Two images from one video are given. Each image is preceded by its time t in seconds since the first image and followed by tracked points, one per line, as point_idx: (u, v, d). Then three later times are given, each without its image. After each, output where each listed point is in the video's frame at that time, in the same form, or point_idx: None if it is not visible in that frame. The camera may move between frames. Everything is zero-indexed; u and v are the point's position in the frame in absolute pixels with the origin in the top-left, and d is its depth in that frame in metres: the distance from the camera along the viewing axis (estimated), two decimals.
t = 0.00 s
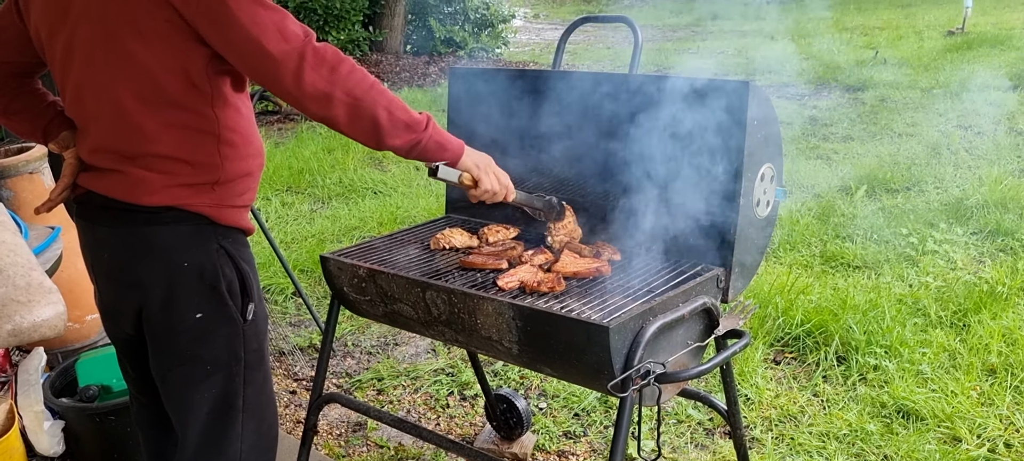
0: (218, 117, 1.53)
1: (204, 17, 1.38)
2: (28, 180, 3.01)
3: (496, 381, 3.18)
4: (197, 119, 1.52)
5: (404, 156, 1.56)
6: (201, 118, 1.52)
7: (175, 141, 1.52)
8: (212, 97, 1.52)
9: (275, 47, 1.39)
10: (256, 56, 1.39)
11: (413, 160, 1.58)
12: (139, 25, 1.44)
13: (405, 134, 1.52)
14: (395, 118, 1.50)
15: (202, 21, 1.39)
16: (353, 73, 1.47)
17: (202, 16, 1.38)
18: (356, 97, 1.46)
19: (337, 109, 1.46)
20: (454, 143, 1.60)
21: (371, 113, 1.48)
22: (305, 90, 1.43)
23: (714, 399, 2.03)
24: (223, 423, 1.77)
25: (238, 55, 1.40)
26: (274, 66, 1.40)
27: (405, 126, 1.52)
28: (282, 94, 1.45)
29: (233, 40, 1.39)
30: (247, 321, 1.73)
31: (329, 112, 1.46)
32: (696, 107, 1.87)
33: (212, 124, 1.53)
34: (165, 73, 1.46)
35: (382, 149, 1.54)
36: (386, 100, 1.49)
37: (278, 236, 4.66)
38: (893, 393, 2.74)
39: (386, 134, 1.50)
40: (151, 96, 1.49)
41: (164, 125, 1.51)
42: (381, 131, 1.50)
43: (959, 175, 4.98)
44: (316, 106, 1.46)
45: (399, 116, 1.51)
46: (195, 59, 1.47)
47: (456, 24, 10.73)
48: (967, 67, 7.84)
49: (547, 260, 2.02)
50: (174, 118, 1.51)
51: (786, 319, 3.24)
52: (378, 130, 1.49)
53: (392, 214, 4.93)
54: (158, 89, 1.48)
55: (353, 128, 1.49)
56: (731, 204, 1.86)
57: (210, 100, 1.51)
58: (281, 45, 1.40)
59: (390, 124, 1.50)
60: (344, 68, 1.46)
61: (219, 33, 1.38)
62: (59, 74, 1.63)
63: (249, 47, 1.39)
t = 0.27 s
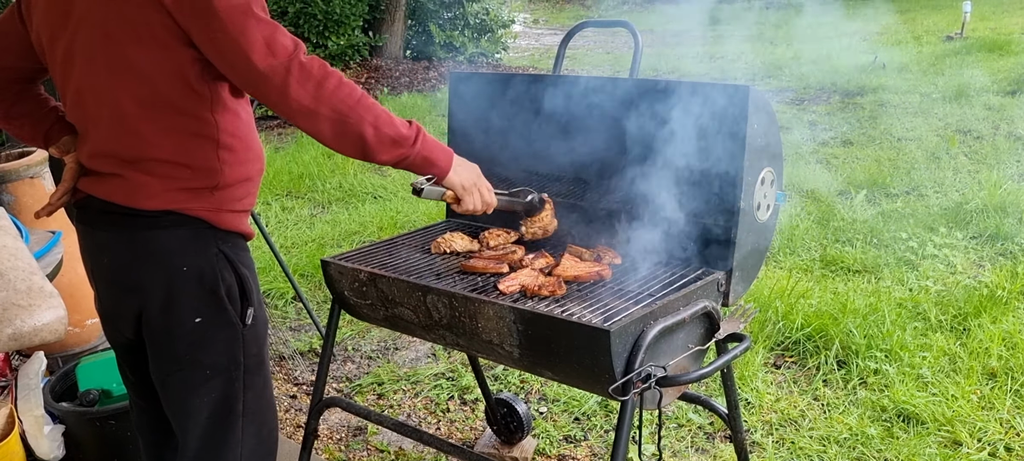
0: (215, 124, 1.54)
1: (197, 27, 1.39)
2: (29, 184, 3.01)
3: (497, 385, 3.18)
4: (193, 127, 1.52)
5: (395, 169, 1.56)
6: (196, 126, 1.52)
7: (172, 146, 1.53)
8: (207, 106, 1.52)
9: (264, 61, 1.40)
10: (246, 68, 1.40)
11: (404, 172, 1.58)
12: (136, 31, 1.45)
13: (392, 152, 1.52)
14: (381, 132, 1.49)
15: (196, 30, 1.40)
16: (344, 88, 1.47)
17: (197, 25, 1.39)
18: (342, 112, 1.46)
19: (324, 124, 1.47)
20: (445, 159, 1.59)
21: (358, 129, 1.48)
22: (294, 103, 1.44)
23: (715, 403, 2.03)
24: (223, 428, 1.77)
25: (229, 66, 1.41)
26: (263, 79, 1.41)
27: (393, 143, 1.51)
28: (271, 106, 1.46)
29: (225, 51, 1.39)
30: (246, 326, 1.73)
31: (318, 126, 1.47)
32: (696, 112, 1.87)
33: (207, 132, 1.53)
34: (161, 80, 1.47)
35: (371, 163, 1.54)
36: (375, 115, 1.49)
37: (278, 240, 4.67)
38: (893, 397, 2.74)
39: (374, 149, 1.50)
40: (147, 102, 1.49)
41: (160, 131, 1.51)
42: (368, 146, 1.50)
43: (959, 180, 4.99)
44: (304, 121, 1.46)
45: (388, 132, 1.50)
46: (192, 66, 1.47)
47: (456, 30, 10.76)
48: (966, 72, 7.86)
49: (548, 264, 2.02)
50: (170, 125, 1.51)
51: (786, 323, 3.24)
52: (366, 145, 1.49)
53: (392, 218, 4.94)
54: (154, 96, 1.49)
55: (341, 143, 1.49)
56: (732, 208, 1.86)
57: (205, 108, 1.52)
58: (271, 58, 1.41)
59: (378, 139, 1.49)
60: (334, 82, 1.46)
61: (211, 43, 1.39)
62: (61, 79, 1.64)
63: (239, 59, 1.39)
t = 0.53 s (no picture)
0: (218, 131, 1.54)
1: (203, 35, 1.39)
2: (31, 186, 3.01)
3: (498, 387, 3.18)
4: (196, 134, 1.53)
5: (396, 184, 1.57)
6: (199, 133, 1.53)
7: (174, 151, 1.53)
8: (211, 114, 1.52)
9: (271, 74, 1.40)
10: (252, 80, 1.41)
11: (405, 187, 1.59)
12: (143, 37, 1.45)
13: (392, 170, 1.53)
14: (384, 150, 1.51)
15: (204, 39, 1.40)
16: (349, 104, 1.47)
17: (204, 35, 1.39)
18: (347, 129, 1.47)
19: (326, 139, 1.47)
20: (446, 179, 1.60)
21: (360, 146, 1.49)
22: (298, 116, 1.44)
23: (716, 405, 2.04)
24: (223, 431, 1.77)
25: (235, 77, 1.42)
26: (268, 91, 1.42)
27: (395, 160, 1.52)
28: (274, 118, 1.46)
29: (232, 63, 1.40)
30: (246, 329, 1.73)
31: (320, 140, 1.47)
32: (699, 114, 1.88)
33: (210, 140, 1.54)
34: (165, 87, 1.48)
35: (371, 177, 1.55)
36: (379, 133, 1.50)
37: (279, 243, 4.67)
38: (894, 399, 2.75)
39: (375, 166, 1.51)
40: (152, 108, 1.50)
41: (163, 137, 1.52)
42: (369, 162, 1.51)
43: (959, 183, 4.99)
44: (307, 134, 1.46)
45: (390, 150, 1.51)
46: (199, 75, 1.48)
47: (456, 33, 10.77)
48: (966, 75, 7.87)
49: (550, 266, 2.03)
50: (173, 131, 1.52)
51: (787, 325, 3.25)
52: (367, 161, 1.51)
53: (393, 221, 4.95)
54: (158, 101, 1.49)
55: (342, 158, 1.50)
56: (733, 211, 1.87)
57: (209, 116, 1.52)
58: (278, 72, 1.41)
59: (379, 156, 1.51)
60: (340, 98, 1.47)
61: (219, 53, 1.39)
62: (64, 79, 1.64)
63: (246, 71, 1.40)
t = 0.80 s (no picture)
0: (224, 131, 1.54)
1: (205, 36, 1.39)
2: (35, 186, 3.02)
3: (499, 388, 3.18)
4: (200, 134, 1.53)
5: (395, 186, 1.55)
6: (204, 134, 1.53)
7: (180, 151, 1.54)
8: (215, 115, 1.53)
9: (268, 76, 1.39)
10: (250, 82, 1.40)
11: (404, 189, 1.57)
12: (148, 38, 1.46)
13: (392, 172, 1.51)
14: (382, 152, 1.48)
15: (207, 40, 1.40)
16: (347, 107, 1.45)
17: (207, 36, 1.39)
18: (344, 131, 1.45)
19: (324, 142, 1.46)
20: (448, 182, 1.58)
21: (357, 150, 1.47)
22: (296, 119, 1.43)
23: (719, 405, 2.05)
24: (229, 430, 1.77)
25: (236, 79, 1.42)
26: (266, 94, 1.41)
27: (393, 163, 1.50)
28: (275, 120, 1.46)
29: (233, 65, 1.40)
30: (253, 329, 1.73)
31: (319, 143, 1.46)
32: (702, 115, 1.89)
33: (215, 140, 1.55)
34: (170, 87, 1.48)
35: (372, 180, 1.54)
36: (377, 136, 1.48)
37: (281, 244, 4.68)
38: (896, 401, 2.75)
39: (373, 169, 1.49)
40: (157, 109, 1.50)
41: (168, 137, 1.52)
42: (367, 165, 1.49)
43: (960, 185, 5.00)
44: (306, 136, 1.45)
45: (389, 153, 1.49)
46: (203, 74, 1.48)
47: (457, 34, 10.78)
48: (966, 78, 7.89)
49: (553, 266, 2.03)
50: (178, 131, 1.52)
51: (788, 327, 3.25)
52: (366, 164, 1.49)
53: (394, 222, 4.95)
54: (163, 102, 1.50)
55: (341, 160, 1.49)
56: (737, 212, 1.87)
57: (214, 116, 1.53)
58: (275, 74, 1.40)
59: (377, 159, 1.49)
60: (338, 101, 1.45)
61: (219, 54, 1.40)
62: (73, 79, 1.65)
63: (244, 73, 1.39)
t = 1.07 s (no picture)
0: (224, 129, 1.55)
1: (197, 37, 1.39)
2: (39, 186, 3.03)
3: (501, 389, 3.19)
4: (201, 133, 1.54)
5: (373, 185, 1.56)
6: (203, 133, 1.53)
7: (181, 151, 1.54)
8: (213, 114, 1.53)
9: (247, 78, 1.38)
10: (230, 84, 1.40)
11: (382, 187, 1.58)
12: (146, 37, 1.46)
13: (371, 171, 1.52)
14: (360, 152, 1.49)
15: (197, 41, 1.40)
16: (326, 107, 1.45)
17: (198, 35, 1.39)
18: (323, 133, 1.45)
19: (302, 145, 1.45)
20: (425, 174, 1.60)
21: (336, 151, 1.47)
22: (275, 122, 1.42)
23: (720, 407, 2.05)
24: (233, 431, 1.77)
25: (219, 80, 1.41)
26: (245, 96, 1.40)
27: (372, 161, 1.51)
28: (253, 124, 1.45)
29: (216, 66, 1.39)
30: (257, 331, 1.72)
31: (297, 146, 1.45)
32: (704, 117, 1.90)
33: (215, 140, 1.55)
34: (169, 87, 1.49)
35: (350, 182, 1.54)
36: (356, 136, 1.48)
37: (283, 245, 4.68)
38: (897, 403, 2.76)
39: (352, 169, 1.50)
40: (157, 108, 1.51)
41: (170, 137, 1.53)
42: (345, 166, 1.49)
43: (961, 188, 5.00)
44: (284, 139, 1.44)
45: (368, 152, 1.50)
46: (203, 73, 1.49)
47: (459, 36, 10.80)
48: (968, 81, 7.89)
49: (556, 268, 2.04)
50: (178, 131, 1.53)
51: (790, 329, 3.26)
52: (344, 165, 1.49)
53: (396, 224, 4.96)
54: (163, 102, 1.50)
55: (319, 163, 1.48)
56: (739, 214, 1.88)
57: (211, 115, 1.53)
58: (253, 76, 1.39)
59: (356, 159, 1.49)
60: (316, 102, 1.44)
61: (206, 54, 1.39)
62: (81, 81, 1.67)
63: (225, 75, 1.39)
